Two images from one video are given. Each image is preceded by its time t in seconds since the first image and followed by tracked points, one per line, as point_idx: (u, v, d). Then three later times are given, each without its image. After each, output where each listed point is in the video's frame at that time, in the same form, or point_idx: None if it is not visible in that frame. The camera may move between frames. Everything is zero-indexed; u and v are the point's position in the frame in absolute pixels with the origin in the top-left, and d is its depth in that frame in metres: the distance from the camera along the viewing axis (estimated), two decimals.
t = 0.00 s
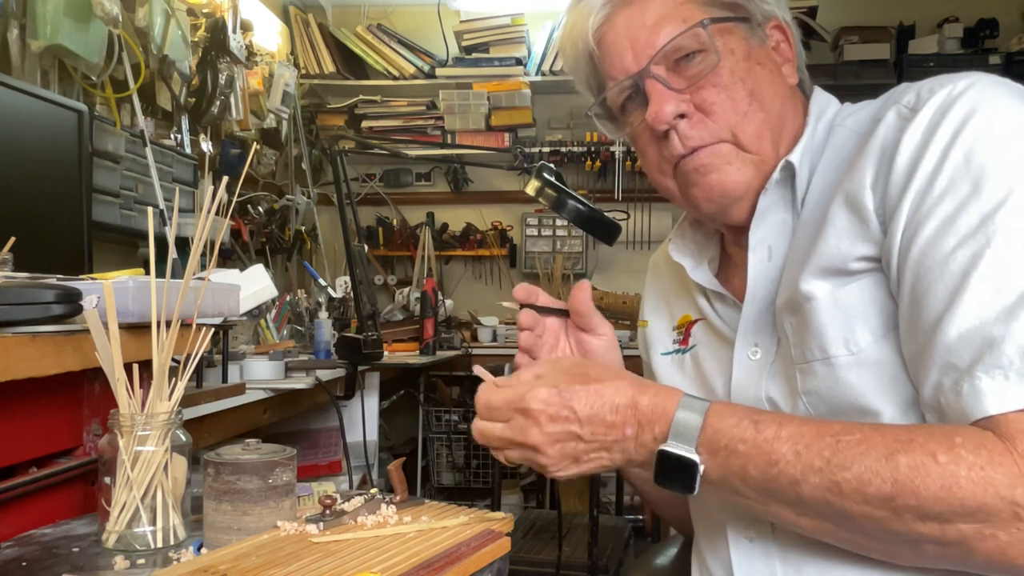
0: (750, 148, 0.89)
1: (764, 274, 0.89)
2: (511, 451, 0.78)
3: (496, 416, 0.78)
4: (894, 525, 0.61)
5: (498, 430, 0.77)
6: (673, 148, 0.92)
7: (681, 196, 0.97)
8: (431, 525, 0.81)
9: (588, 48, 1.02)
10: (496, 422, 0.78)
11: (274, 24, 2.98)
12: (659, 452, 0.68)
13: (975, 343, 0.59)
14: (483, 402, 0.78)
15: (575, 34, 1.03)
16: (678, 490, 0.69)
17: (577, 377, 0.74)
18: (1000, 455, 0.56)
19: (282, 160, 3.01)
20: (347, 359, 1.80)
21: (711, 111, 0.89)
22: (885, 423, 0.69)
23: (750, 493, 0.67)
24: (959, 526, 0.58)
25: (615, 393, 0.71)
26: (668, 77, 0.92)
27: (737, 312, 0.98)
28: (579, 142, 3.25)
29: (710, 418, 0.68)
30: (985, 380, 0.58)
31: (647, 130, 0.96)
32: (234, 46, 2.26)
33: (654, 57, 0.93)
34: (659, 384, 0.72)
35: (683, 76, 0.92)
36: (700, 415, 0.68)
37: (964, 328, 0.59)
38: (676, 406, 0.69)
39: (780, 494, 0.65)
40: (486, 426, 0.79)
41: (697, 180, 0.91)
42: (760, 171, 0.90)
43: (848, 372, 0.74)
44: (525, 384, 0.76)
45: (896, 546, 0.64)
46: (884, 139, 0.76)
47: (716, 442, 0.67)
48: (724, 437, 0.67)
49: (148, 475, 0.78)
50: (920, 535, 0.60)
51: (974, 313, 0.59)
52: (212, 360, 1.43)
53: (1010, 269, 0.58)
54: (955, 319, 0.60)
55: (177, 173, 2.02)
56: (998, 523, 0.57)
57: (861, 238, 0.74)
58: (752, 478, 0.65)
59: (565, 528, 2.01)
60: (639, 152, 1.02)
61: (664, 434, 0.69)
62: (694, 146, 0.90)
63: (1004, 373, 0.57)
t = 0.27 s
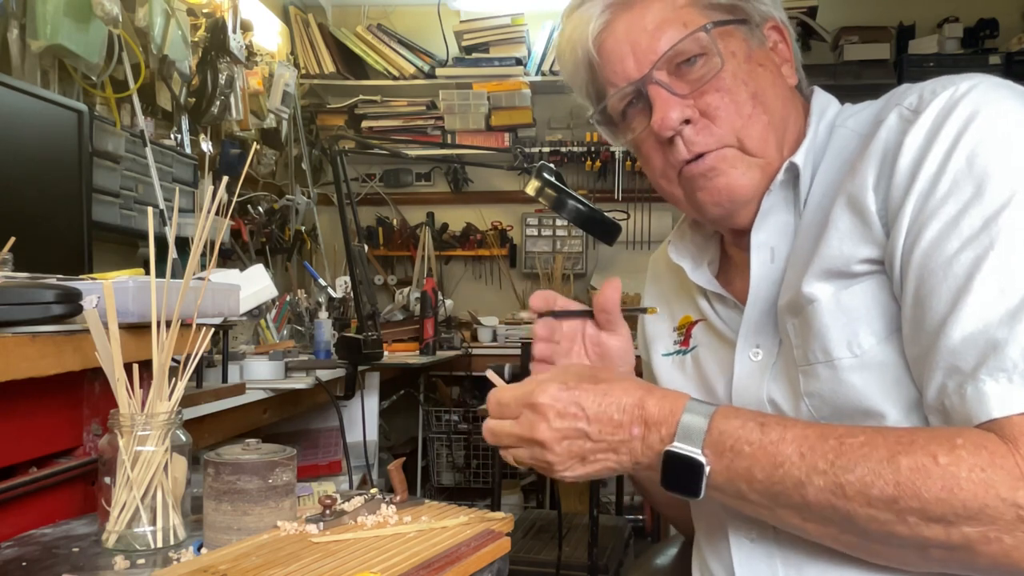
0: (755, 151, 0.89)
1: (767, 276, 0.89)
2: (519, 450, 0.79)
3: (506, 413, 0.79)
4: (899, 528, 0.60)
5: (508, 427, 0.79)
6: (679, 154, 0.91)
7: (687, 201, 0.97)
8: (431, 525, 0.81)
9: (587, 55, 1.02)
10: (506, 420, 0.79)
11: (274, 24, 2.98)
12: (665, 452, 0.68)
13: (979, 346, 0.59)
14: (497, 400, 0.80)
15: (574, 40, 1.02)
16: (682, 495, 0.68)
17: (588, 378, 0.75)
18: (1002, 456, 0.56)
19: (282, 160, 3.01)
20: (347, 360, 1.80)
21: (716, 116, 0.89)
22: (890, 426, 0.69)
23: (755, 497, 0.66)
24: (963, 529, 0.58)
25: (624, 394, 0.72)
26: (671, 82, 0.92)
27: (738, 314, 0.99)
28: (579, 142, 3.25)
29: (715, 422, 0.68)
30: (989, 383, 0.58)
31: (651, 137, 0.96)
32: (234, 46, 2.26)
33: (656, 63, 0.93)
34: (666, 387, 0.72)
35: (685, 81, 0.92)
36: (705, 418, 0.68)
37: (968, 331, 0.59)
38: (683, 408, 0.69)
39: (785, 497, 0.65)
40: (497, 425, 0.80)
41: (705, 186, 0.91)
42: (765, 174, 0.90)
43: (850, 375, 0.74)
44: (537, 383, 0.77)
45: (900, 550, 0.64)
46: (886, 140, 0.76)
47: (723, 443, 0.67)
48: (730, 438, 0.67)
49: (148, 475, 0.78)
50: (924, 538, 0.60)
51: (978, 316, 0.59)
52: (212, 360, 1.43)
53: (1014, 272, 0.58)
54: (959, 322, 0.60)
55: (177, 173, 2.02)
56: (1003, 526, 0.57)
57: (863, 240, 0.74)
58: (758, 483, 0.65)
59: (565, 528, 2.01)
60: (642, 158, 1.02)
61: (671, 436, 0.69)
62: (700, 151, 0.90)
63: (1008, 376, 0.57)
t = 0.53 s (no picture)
0: (754, 156, 0.89)
1: (766, 276, 0.89)
2: (513, 462, 0.78)
3: (496, 430, 0.77)
4: (904, 531, 0.61)
5: (501, 445, 0.77)
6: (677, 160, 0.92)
7: (686, 205, 0.98)
8: (430, 525, 0.81)
9: (585, 58, 1.02)
10: (497, 437, 0.77)
11: (274, 24, 2.98)
12: (665, 459, 0.67)
13: (981, 346, 0.59)
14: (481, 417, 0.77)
15: (571, 45, 1.02)
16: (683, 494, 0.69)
17: (578, 385, 0.73)
18: (1012, 459, 0.56)
19: (282, 160, 3.01)
20: (347, 359, 1.81)
21: (714, 121, 0.89)
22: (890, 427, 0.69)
23: (757, 499, 0.67)
24: (970, 531, 0.58)
25: (617, 400, 0.71)
26: (669, 86, 0.93)
27: (737, 314, 0.98)
28: (579, 142, 3.25)
29: (715, 421, 0.68)
30: (991, 383, 0.58)
31: (650, 141, 0.96)
32: (234, 46, 2.26)
33: (655, 67, 0.93)
34: (659, 389, 0.71)
35: (683, 85, 0.92)
36: (705, 418, 0.68)
37: (970, 331, 0.59)
38: (679, 412, 0.69)
39: (787, 500, 0.65)
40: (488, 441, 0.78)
41: (703, 190, 0.91)
42: (764, 177, 0.90)
43: (850, 375, 0.74)
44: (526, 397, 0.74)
45: (900, 549, 0.64)
46: (886, 140, 0.76)
47: (723, 448, 0.67)
48: (729, 443, 0.67)
49: (148, 475, 0.78)
50: (929, 540, 0.60)
51: (980, 316, 0.59)
52: (212, 361, 1.43)
53: (1016, 271, 0.58)
54: (961, 322, 0.60)
55: (177, 173, 2.02)
56: (1010, 527, 0.57)
57: (863, 240, 0.74)
58: (759, 484, 0.66)
59: (565, 528, 2.01)
60: (641, 162, 1.02)
61: (669, 441, 0.68)
62: (698, 156, 0.90)
63: (1010, 376, 0.57)
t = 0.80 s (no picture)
0: (750, 157, 0.89)
1: (764, 277, 0.88)
2: (510, 464, 0.78)
3: (494, 431, 0.77)
4: (904, 532, 0.61)
5: (499, 446, 0.77)
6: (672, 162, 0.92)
7: (681, 207, 0.98)
8: (431, 525, 0.81)
9: (580, 61, 1.02)
10: (494, 438, 0.77)
11: (274, 24, 2.98)
12: (663, 460, 0.68)
13: (980, 346, 0.59)
14: (479, 418, 0.77)
15: (566, 46, 1.03)
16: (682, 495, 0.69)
17: (576, 385, 0.73)
18: (1011, 460, 0.56)
19: (282, 160, 3.01)
20: (347, 359, 1.81)
21: (708, 124, 0.89)
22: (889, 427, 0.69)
23: (756, 499, 0.67)
24: (969, 532, 0.58)
25: (616, 402, 0.71)
26: (663, 89, 0.93)
27: (735, 314, 0.98)
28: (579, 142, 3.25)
29: (715, 422, 0.68)
30: (990, 383, 0.58)
31: (645, 143, 0.97)
32: (234, 46, 2.26)
33: (648, 69, 0.93)
34: (658, 389, 0.71)
35: (678, 88, 0.92)
36: (703, 419, 0.68)
37: (969, 331, 0.59)
38: (678, 413, 0.69)
39: (786, 501, 0.65)
40: (487, 443, 0.78)
41: (698, 194, 0.92)
42: (759, 178, 0.90)
43: (848, 375, 0.74)
44: (523, 398, 0.74)
45: (900, 550, 0.64)
46: (883, 141, 0.76)
47: (722, 449, 0.67)
48: (730, 444, 0.66)
49: (148, 475, 0.78)
50: (930, 541, 0.60)
51: (979, 316, 0.59)
52: (212, 360, 1.43)
53: (1015, 271, 0.58)
54: (959, 321, 0.60)
55: (177, 173, 2.02)
56: (1010, 527, 0.57)
57: (861, 241, 0.74)
58: (758, 485, 0.66)
59: (565, 528, 2.01)
60: (637, 162, 1.03)
61: (667, 442, 0.68)
62: (693, 159, 0.91)
63: (1009, 375, 0.57)
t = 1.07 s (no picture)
0: (710, 179, 0.88)
1: (763, 278, 0.89)
2: (508, 477, 0.78)
3: (488, 446, 0.77)
4: (900, 538, 0.61)
5: (494, 459, 0.77)
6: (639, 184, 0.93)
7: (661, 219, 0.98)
8: (430, 525, 0.81)
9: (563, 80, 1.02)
10: (490, 452, 0.78)
11: (274, 24, 2.98)
12: (659, 473, 0.68)
13: (977, 348, 0.59)
14: (474, 432, 0.78)
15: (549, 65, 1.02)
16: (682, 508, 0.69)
17: (569, 396, 0.74)
18: (1006, 464, 0.56)
19: (282, 160, 3.01)
20: (347, 360, 1.81)
21: (666, 149, 0.88)
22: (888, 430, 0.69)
23: (751, 508, 0.67)
24: (964, 536, 0.58)
25: (609, 414, 0.71)
26: (628, 113, 0.91)
27: (735, 314, 0.99)
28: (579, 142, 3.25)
29: (708, 435, 0.68)
30: (987, 386, 0.58)
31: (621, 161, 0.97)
32: (234, 46, 2.26)
33: (612, 95, 0.92)
34: (652, 401, 0.71)
35: (641, 111, 0.90)
36: (697, 431, 0.68)
37: (966, 332, 0.59)
38: (672, 424, 0.69)
39: (782, 509, 0.65)
40: (484, 456, 0.78)
41: (667, 212, 0.92)
42: (725, 197, 0.89)
43: (847, 377, 0.74)
44: (517, 412, 0.75)
45: (896, 557, 0.64)
46: (882, 142, 0.76)
47: (717, 460, 0.67)
48: (724, 454, 0.66)
49: (148, 475, 0.78)
50: (926, 546, 0.60)
51: (976, 318, 0.59)
52: (212, 361, 1.43)
53: (1012, 273, 0.58)
54: (957, 323, 0.60)
55: (177, 173, 2.02)
56: (1005, 532, 0.57)
57: (860, 242, 0.74)
58: (754, 495, 0.66)
59: (565, 529, 2.01)
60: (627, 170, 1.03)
61: (662, 454, 0.68)
62: (655, 182, 0.91)
63: (1006, 378, 0.57)
